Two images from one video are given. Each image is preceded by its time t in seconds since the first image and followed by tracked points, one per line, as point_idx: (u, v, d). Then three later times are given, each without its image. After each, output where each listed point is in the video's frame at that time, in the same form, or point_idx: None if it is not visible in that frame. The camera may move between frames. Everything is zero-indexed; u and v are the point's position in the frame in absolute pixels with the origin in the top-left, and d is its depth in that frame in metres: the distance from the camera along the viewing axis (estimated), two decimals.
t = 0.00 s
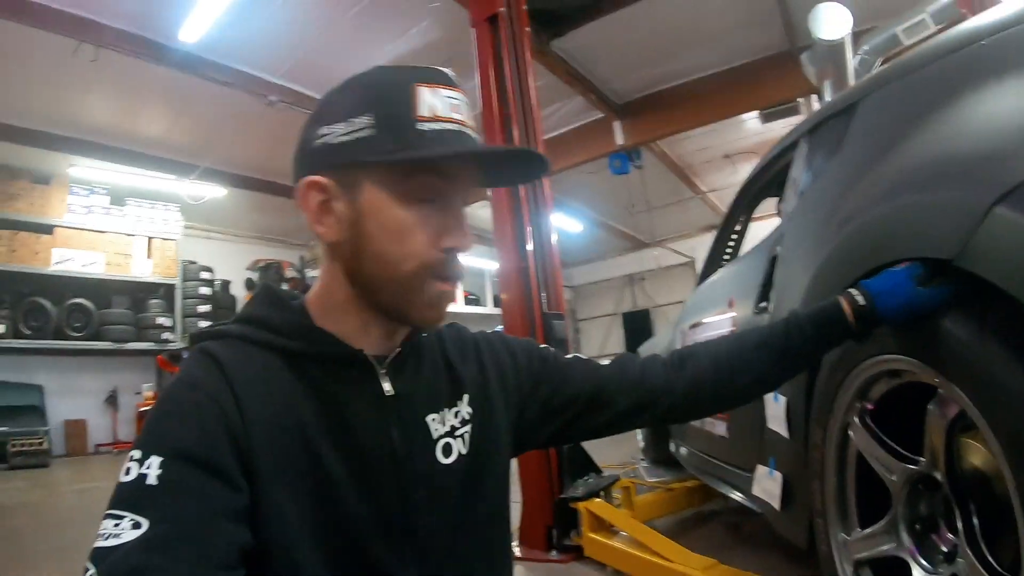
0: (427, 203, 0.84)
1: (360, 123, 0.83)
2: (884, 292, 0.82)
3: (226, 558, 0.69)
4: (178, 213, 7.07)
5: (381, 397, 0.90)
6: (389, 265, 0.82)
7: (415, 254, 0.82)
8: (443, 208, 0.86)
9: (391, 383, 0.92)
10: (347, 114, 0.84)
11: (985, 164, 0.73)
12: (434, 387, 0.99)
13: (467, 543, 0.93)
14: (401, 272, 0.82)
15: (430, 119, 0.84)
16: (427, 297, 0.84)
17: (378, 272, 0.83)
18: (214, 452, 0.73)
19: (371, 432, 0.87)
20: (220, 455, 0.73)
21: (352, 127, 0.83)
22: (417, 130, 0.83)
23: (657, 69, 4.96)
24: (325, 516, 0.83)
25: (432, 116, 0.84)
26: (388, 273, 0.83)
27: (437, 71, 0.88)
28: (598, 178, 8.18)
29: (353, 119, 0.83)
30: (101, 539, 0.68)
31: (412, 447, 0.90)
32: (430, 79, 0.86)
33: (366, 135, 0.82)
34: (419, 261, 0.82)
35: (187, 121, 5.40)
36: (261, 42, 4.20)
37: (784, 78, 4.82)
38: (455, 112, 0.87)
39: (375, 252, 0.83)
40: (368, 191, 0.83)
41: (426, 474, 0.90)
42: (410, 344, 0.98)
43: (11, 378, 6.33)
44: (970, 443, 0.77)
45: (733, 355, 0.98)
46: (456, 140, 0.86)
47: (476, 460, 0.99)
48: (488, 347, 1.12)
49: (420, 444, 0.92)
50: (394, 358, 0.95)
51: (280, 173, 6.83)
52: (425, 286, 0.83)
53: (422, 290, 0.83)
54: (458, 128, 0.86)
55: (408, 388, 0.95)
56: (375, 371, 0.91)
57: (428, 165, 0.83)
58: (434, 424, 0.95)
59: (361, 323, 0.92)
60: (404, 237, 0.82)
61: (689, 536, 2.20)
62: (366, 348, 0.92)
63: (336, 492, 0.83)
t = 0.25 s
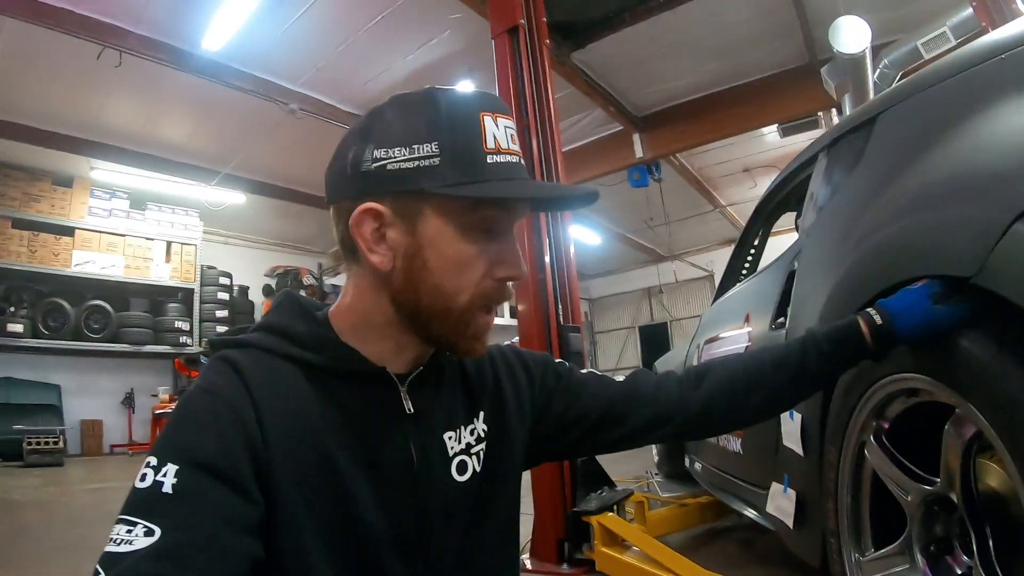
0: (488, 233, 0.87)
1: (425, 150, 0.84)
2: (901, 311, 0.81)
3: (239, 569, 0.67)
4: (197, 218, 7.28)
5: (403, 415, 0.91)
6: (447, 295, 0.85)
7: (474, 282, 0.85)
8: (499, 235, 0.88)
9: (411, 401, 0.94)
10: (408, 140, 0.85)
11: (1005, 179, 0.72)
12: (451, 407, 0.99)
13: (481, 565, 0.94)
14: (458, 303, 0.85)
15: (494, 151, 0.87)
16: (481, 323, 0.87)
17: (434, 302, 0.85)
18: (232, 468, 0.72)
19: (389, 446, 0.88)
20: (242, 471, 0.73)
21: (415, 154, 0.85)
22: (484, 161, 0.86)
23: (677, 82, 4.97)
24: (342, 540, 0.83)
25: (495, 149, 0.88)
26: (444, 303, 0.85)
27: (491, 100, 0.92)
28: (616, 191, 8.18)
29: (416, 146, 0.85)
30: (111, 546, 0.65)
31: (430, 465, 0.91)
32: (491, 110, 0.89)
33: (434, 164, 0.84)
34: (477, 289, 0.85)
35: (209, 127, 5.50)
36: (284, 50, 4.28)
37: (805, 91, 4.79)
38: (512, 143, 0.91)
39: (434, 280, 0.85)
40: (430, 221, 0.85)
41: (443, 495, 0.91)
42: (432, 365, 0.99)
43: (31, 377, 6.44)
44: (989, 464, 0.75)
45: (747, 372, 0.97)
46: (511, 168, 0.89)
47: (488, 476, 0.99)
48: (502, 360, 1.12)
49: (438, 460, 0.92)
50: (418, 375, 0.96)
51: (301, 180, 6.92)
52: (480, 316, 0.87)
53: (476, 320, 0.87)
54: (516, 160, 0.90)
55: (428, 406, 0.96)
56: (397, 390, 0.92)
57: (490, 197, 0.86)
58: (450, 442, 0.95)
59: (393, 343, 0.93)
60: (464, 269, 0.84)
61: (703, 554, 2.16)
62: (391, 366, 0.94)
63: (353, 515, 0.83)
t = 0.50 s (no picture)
0: (483, 202, 1.01)
1: (427, 131, 0.96)
2: (897, 318, 0.81)
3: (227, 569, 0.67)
4: (199, 222, 7.29)
5: (397, 413, 0.90)
6: (462, 257, 0.95)
7: (483, 244, 0.96)
8: (489, 205, 1.02)
9: (406, 399, 0.94)
10: (406, 126, 0.95)
11: (1001, 188, 0.72)
12: (445, 407, 1.00)
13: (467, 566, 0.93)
14: (472, 262, 0.95)
15: (477, 133, 1.03)
16: (491, 281, 0.98)
17: (450, 265, 0.94)
18: (222, 470, 0.71)
19: (382, 445, 0.87)
20: (233, 474, 0.72)
21: (419, 135, 0.95)
22: (471, 140, 1.00)
23: (679, 91, 4.99)
24: (335, 549, 0.82)
25: (477, 131, 1.03)
26: (460, 264, 0.94)
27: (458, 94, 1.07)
28: (619, 200, 8.19)
29: (418, 129, 0.95)
30: (98, 545, 0.65)
31: (425, 465, 0.90)
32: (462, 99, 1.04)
33: (436, 143, 0.96)
34: (486, 250, 0.97)
35: (213, 131, 5.53)
36: (287, 55, 4.30)
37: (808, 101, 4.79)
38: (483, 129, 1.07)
39: (449, 244, 0.94)
40: (439, 193, 0.95)
41: (437, 496, 0.90)
42: (427, 360, 1.01)
43: (31, 378, 6.44)
44: (984, 474, 0.75)
45: (740, 379, 0.97)
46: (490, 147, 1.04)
47: (482, 478, 0.99)
48: (497, 365, 1.12)
49: (432, 462, 0.92)
50: (411, 372, 0.98)
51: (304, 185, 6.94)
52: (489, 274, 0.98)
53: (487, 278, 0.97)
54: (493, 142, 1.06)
55: (422, 408, 0.96)
56: (392, 385, 0.92)
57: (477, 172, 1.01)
58: (445, 440, 0.96)
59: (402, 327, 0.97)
60: (472, 232, 0.96)
61: (701, 564, 2.15)
62: (387, 363, 0.96)
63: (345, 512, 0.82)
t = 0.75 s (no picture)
0: (461, 190, 1.05)
1: (402, 130, 1.01)
2: (892, 324, 0.81)
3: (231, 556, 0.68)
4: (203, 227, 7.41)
5: (399, 401, 0.92)
6: (448, 236, 0.97)
7: (467, 224, 1.00)
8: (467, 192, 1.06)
9: (406, 387, 0.95)
10: (382, 126, 1.00)
11: (996, 194, 0.73)
12: (445, 397, 1.01)
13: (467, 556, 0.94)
14: (458, 241, 0.98)
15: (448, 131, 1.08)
16: (478, 259, 1.01)
17: (438, 243, 0.97)
18: (226, 460, 0.72)
19: (383, 437, 0.88)
20: (237, 466, 0.73)
21: (395, 134, 1.00)
22: (443, 136, 1.05)
23: (683, 102, 5.02)
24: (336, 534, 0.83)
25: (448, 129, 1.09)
26: (447, 243, 0.97)
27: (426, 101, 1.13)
28: (621, 210, 8.22)
29: (393, 128, 1.00)
30: (102, 533, 0.67)
31: (426, 454, 0.91)
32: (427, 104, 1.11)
33: (412, 139, 1.01)
34: (470, 230, 1.00)
35: (218, 137, 5.57)
36: (294, 62, 4.34)
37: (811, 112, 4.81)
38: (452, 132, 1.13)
39: (436, 224, 0.97)
40: (420, 180, 0.99)
41: (438, 483, 0.92)
42: (425, 352, 1.02)
43: (33, 380, 6.45)
44: (978, 480, 0.77)
45: (736, 380, 0.98)
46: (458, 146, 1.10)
47: (481, 475, 1.00)
48: (497, 365, 1.13)
49: (433, 456, 0.92)
50: (408, 364, 0.99)
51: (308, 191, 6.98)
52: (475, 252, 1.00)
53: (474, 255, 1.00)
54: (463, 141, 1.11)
55: (421, 401, 0.96)
56: (392, 376, 0.93)
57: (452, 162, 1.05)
58: (447, 430, 0.97)
59: (396, 316, 0.98)
60: (455, 213, 0.99)
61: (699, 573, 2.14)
62: (386, 355, 0.97)
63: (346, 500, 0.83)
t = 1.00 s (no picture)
0: (461, 204, 1.05)
1: (399, 145, 1.02)
2: (899, 352, 0.82)
3: None
4: (208, 230, 7.43)
5: (403, 419, 0.93)
6: (451, 251, 0.98)
7: (469, 240, 1.00)
8: (468, 208, 1.07)
9: (410, 405, 0.96)
10: (381, 143, 1.01)
11: (1004, 225, 0.73)
12: (451, 416, 1.01)
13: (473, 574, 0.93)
14: (462, 256, 0.99)
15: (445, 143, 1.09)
16: (481, 274, 1.01)
17: (442, 260, 0.97)
18: (231, 477, 0.72)
19: (389, 454, 0.88)
20: (242, 482, 0.73)
21: (393, 149, 1.01)
22: (443, 150, 1.06)
23: (689, 117, 5.05)
24: (342, 551, 0.83)
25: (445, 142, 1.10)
26: (450, 259, 0.98)
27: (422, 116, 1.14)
28: (625, 224, 8.24)
29: (391, 144, 1.01)
30: (108, 551, 0.66)
31: (431, 474, 0.91)
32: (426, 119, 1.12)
33: (410, 153, 1.02)
34: (472, 246, 1.00)
35: (225, 140, 5.61)
36: (303, 67, 4.37)
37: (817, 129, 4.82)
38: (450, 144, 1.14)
39: (439, 240, 0.98)
40: (421, 196, 1.00)
41: (443, 502, 0.92)
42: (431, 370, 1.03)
43: (33, 377, 6.46)
44: (983, 508, 0.76)
45: (740, 403, 0.99)
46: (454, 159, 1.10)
47: (486, 492, 1.00)
48: (501, 382, 1.14)
49: (438, 472, 0.93)
50: (414, 381, 1.00)
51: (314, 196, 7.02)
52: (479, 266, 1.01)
53: (477, 269, 1.00)
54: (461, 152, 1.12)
55: (426, 417, 0.97)
56: (397, 396, 0.94)
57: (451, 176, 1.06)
58: (452, 448, 0.97)
59: (399, 334, 0.99)
60: (458, 229, 1.00)
61: None
62: (389, 372, 0.98)
63: (352, 519, 0.83)
